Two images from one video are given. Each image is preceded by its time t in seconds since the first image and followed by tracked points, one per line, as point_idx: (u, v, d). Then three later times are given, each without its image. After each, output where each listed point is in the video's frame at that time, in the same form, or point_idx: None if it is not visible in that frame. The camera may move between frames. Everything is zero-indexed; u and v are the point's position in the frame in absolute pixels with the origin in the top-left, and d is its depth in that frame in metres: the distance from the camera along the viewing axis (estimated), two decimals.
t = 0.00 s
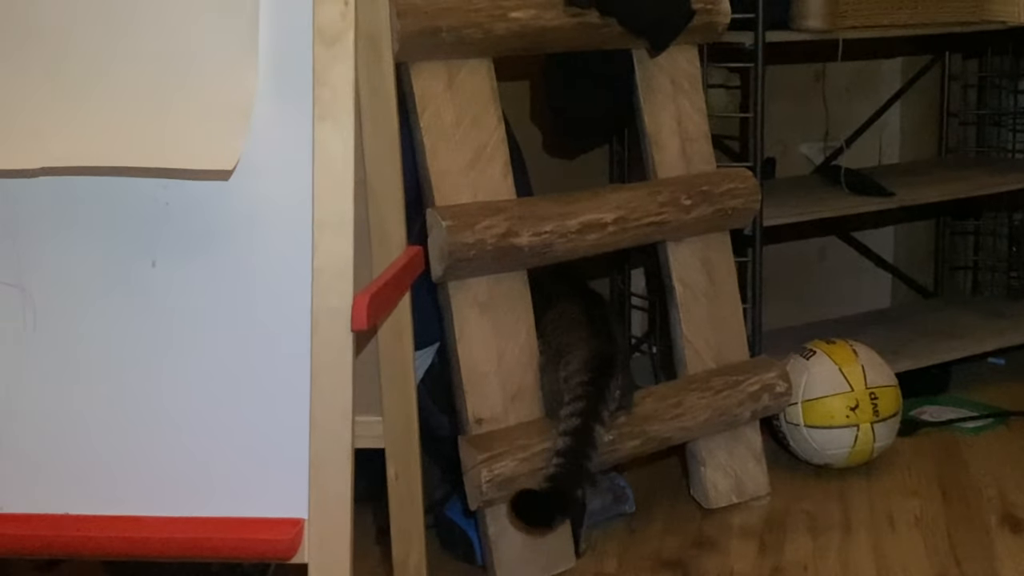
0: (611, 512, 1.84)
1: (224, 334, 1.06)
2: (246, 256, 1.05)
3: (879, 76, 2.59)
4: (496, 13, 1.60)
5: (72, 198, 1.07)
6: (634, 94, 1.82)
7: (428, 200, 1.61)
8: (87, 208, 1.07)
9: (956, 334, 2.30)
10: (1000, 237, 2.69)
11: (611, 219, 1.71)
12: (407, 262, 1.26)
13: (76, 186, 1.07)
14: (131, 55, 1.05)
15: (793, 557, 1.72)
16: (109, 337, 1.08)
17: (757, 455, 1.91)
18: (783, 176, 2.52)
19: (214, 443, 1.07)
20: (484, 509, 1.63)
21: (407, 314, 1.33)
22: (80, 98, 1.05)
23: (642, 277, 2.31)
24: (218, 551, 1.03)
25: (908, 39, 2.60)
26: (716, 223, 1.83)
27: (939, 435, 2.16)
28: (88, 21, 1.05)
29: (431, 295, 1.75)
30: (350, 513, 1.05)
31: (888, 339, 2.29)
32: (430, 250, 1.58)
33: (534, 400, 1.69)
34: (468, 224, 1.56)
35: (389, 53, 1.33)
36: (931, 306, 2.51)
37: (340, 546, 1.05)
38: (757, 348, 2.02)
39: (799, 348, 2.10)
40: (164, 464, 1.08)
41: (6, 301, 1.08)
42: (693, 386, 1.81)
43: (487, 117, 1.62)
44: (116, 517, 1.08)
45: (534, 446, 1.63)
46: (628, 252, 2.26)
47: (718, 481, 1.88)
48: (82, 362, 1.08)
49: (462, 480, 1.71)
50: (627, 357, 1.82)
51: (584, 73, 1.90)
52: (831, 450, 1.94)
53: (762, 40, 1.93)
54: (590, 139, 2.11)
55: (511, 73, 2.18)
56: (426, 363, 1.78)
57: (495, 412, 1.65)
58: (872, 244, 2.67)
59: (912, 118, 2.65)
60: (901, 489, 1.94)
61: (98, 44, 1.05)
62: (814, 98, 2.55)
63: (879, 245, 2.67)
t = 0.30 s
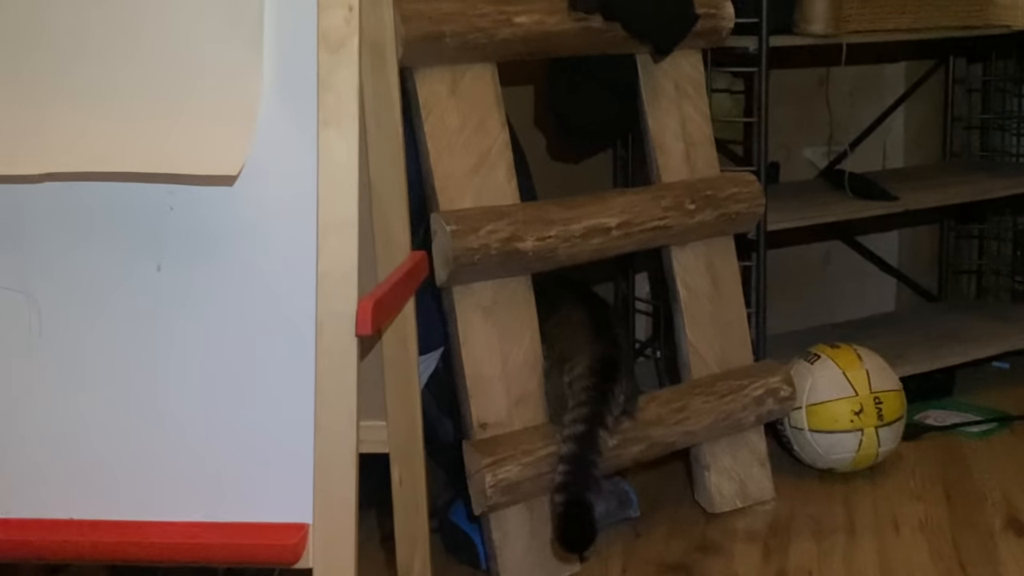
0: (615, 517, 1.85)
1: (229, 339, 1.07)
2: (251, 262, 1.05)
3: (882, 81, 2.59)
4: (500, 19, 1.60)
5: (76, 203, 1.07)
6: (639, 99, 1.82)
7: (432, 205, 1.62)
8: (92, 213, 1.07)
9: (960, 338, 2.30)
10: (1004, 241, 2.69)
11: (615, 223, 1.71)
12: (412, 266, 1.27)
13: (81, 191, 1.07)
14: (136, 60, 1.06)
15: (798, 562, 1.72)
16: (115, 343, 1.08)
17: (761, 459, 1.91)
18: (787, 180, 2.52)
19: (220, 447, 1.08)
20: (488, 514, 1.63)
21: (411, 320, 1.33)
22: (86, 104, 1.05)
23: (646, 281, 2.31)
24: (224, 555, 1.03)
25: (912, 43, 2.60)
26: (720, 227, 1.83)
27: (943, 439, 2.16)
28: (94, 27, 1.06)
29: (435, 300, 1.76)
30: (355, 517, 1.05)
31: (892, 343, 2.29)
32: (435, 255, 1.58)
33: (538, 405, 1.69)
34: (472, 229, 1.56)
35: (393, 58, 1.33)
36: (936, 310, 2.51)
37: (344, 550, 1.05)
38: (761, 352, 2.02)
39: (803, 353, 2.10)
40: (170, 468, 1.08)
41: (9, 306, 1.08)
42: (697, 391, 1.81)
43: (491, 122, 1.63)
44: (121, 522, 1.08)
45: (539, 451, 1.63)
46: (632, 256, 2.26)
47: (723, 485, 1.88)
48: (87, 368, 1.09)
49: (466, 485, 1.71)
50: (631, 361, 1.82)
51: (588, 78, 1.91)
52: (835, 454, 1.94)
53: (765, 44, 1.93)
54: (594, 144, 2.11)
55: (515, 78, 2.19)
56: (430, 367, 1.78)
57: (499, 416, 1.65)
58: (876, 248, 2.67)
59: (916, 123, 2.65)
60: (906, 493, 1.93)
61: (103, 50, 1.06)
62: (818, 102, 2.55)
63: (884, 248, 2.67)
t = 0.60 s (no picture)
0: (615, 522, 1.84)
1: (230, 345, 1.06)
2: (251, 268, 1.05)
3: (883, 84, 2.60)
4: (500, 24, 1.61)
5: (76, 210, 1.07)
6: (638, 104, 1.82)
7: (432, 210, 1.62)
8: (91, 220, 1.07)
9: (960, 342, 2.30)
10: (1005, 245, 2.68)
11: (615, 228, 1.71)
12: (411, 272, 1.27)
13: (81, 199, 1.07)
14: (135, 66, 1.06)
15: (799, 567, 1.72)
16: (115, 349, 1.08)
17: (762, 464, 1.91)
18: (787, 185, 2.52)
19: (220, 454, 1.08)
20: (488, 519, 1.63)
21: (411, 325, 1.33)
22: (84, 111, 1.05)
23: (646, 286, 2.31)
24: (224, 561, 1.03)
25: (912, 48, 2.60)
26: (720, 232, 1.83)
27: (944, 444, 2.15)
28: (94, 34, 1.06)
29: (435, 305, 1.76)
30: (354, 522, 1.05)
31: (892, 347, 2.29)
32: (434, 260, 1.58)
33: (538, 410, 1.68)
34: (472, 234, 1.56)
35: (391, 63, 1.33)
36: (936, 315, 2.51)
37: (344, 554, 1.05)
38: (762, 356, 2.02)
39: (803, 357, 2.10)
40: (171, 475, 1.08)
41: (8, 313, 1.08)
42: (698, 396, 1.81)
43: (490, 128, 1.63)
44: (121, 529, 1.08)
45: (539, 456, 1.63)
46: (631, 261, 2.26)
47: (723, 491, 1.88)
48: (87, 375, 1.09)
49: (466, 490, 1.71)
50: (630, 366, 1.82)
51: (587, 83, 1.91)
52: (835, 459, 1.94)
53: (764, 49, 1.93)
54: (593, 148, 2.11)
55: (515, 83, 2.19)
56: (429, 373, 1.78)
57: (499, 421, 1.65)
58: (875, 253, 2.67)
59: (916, 126, 2.66)
60: (906, 498, 1.93)
61: (102, 55, 1.06)
62: (817, 107, 2.55)
63: (883, 253, 2.68)
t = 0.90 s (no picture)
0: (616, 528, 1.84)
1: (229, 352, 1.06)
2: (251, 273, 1.05)
3: (883, 89, 2.59)
4: (500, 30, 1.61)
5: (76, 217, 1.07)
6: (639, 109, 1.82)
7: (432, 216, 1.62)
8: (92, 227, 1.07)
9: (961, 347, 2.30)
10: (1006, 249, 2.69)
11: (615, 234, 1.71)
12: (412, 279, 1.27)
13: (81, 205, 1.07)
14: (135, 73, 1.05)
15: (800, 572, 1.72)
16: (116, 356, 1.08)
17: (763, 469, 1.91)
18: (788, 189, 2.52)
19: (220, 460, 1.07)
20: (490, 525, 1.63)
21: (412, 331, 1.33)
22: (83, 117, 1.05)
23: (647, 291, 2.31)
24: (225, 567, 1.03)
25: (912, 52, 2.60)
26: (721, 237, 1.83)
27: (946, 449, 2.15)
28: (95, 40, 1.06)
29: (435, 310, 1.75)
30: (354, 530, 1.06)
31: (893, 352, 2.28)
32: (435, 266, 1.58)
33: (539, 415, 1.68)
34: (472, 240, 1.56)
35: (391, 69, 1.33)
36: (937, 319, 2.51)
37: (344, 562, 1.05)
38: (763, 360, 2.02)
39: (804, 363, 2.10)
40: (171, 481, 1.08)
41: (7, 319, 1.08)
42: (699, 401, 1.81)
43: (491, 133, 1.63)
44: (123, 536, 1.08)
45: (541, 462, 1.62)
46: (632, 267, 2.26)
47: (724, 496, 1.87)
48: (87, 381, 1.09)
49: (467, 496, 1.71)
50: (631, 371, 1.82)
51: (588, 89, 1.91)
52: (837, 464, 1.94)
53: (764, 55, 1.93)
54: (594, 154, 2.11)
55: (515, 88, 2.19)
56: (430, 379, 1.78)
57: (500, 427, 1.64)
58: (877, 258, 2.67)
59: (917, 132, 2.66)
60: (908, 503, 1.93)
61: (102, 61, 1.06)
62: (818, 112, 2.55)
63: (884, 257, 2.67)
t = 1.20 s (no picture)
0: (617, 532, 1.84)
1: (229, 358, 1.07)
2: (251, 279, 1.05)
3: (883, 94, 2.60)
4: (500, 35, 1.61)
5: (76, 223, 1.07)
6: (638, 113, 1.83)
7: (432, 221, 1.62)
8: (92, 233, 1.07)
9: (962, 351, 2.30)
10: (1007, 253, 2.69)
11: (615, 238, 1.71)
12: (411, 284, 1.27)
13: (81, 211, 1.07)
14: (134, 79, 1.06)
15: None
16: (116, 362, 1.08)
17: (764, 473, 1.91)
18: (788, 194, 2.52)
19: (220, 465, 1.08)
20: (490, 530, 1.63)
21: (412, 336, 1.33)
22: (83, 123, 1.05)
23: (647, 295, 2.30)
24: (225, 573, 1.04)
25: (912, 56, 2.60)
26: (721, 241, 1.83)
27: (947, 453, 2.15)
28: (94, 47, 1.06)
29: (435, 315, 1.75)
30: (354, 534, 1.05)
31: (894, 356, 2.28)
32: (435, 271, 1.58)
33: (540, 420, 1.68)
34: (473, 245, 1.56)
35: (391, 74, 1.34)
36: (938, 323, 2.51)
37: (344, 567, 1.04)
38: (763, 365, 2.02)
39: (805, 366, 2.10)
40: (170, 486, 1.08)
41: (7, 324, 1.08)
42: (700, 406, 1.81)
43: (491, 138, 1.63)
44: (123, 542, 1.08)
45: (541, 467, 1.62)
46: (632, 271, 2.26)
47: (725, 500, 1.87)
48: (87, 387, 1.09)
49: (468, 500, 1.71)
50: (632, 376, 1.82)
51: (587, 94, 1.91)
52: (838, 468, 1.94)
53: (764, 60, 1.93)
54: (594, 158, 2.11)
55: (515, 93, 2.19)
56: (431, 383, 1.78)
57: (501, 432, 1.64)
58: (877, 261, 2.67)
59: (916, 136, 2.66)
60: (909, 507, 1.93)
61: (102, 67, 1.06)
62: (818, 116, 2.55)
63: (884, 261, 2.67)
